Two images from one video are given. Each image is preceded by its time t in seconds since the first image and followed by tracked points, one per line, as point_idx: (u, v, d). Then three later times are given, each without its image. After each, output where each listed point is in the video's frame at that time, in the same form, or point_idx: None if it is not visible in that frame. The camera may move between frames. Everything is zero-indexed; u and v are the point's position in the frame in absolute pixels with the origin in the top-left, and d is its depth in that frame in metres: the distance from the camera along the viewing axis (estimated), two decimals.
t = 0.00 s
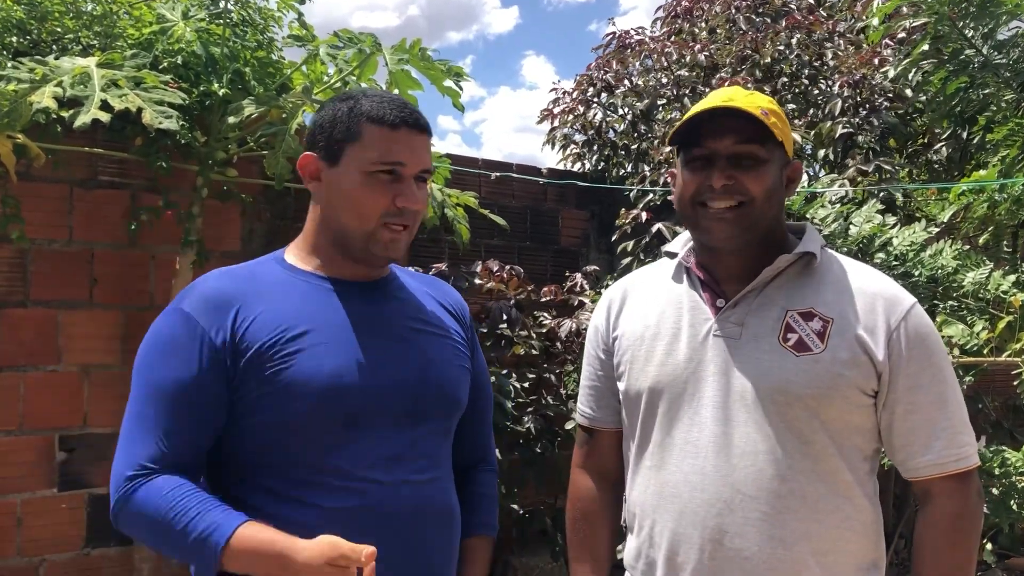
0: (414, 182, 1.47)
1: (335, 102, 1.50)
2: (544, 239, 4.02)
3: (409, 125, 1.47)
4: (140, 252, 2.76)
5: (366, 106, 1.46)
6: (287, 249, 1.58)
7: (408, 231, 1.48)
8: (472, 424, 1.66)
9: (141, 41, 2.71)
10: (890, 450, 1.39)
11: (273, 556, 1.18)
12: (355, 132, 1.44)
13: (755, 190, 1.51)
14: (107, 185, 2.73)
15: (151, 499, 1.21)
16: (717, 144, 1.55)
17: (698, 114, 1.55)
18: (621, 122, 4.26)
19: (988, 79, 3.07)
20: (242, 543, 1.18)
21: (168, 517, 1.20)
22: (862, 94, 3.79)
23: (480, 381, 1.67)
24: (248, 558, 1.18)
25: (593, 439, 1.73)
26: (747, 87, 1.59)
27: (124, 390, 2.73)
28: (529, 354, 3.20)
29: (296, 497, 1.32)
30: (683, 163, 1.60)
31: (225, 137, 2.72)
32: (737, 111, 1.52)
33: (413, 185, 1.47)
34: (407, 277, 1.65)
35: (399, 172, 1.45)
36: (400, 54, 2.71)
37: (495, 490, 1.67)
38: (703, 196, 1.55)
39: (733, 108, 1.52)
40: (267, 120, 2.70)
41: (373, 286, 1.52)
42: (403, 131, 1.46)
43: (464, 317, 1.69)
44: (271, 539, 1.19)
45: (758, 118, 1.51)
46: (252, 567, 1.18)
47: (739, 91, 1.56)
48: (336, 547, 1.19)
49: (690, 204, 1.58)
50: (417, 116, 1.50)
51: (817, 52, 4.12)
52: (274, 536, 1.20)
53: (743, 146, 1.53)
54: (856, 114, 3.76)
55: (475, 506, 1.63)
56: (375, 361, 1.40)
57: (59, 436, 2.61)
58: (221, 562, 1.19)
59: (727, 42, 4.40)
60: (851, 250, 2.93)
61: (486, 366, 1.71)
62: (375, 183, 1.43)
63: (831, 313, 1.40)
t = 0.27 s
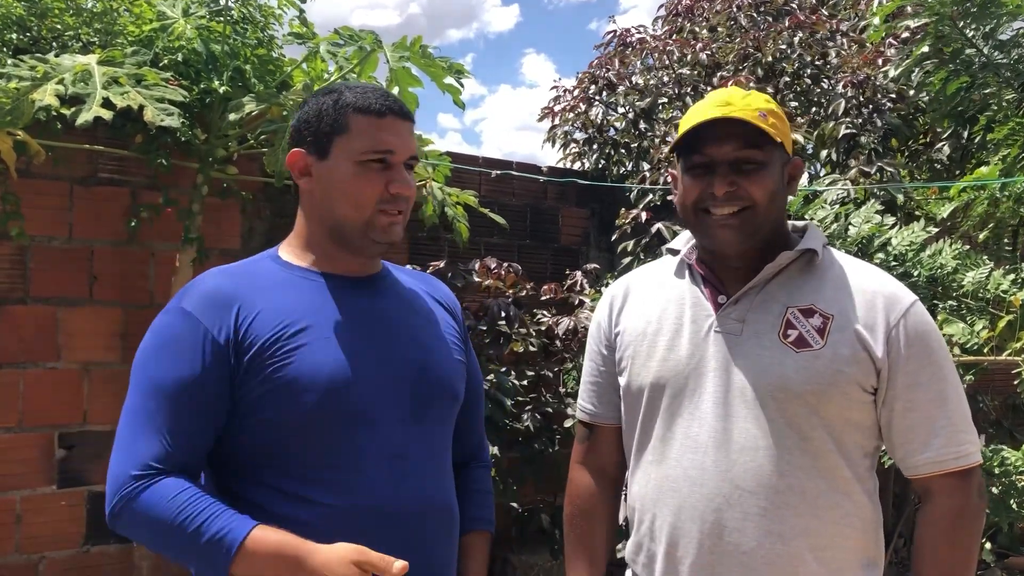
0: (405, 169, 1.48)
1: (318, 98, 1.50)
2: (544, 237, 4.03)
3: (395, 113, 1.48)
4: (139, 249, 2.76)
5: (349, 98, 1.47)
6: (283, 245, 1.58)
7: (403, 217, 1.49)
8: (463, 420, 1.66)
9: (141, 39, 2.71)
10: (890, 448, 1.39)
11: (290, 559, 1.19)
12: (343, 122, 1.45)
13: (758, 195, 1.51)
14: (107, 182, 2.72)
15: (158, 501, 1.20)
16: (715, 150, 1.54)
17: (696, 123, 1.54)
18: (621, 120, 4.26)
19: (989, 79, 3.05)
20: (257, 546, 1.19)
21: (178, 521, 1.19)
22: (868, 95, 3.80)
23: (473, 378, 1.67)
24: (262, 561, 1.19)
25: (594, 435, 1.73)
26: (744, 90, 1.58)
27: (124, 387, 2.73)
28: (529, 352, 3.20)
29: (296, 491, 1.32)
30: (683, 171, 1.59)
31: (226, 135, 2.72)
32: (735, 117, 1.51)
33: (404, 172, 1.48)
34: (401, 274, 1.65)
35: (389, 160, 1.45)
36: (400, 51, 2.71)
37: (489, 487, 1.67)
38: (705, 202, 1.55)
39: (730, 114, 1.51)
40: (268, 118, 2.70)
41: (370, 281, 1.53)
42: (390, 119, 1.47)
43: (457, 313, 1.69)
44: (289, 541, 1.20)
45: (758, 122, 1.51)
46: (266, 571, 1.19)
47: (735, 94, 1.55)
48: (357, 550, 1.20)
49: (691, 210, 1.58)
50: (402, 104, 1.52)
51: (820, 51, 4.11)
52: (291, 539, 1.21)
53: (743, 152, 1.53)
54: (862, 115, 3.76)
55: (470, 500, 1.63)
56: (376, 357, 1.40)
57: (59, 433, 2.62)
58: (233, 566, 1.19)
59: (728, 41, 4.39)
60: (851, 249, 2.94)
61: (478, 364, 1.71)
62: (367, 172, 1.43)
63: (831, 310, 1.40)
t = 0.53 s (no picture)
0: (390, 159, 1.46)
1: (308, 103, 1.54)
2: (545, 236, 4.03)
3: (376, 106, 1.48)
4: (140, 248, 2.76)
5: (333, 96, 1.49)
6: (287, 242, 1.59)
7: (393, 207, 1.45)
8: (468, 416, 1.67)
9: (142, 37, 2.69)
10: (890, 448, 1.39)
11: (256, 517, 1.16)
12: (324, 120, 1.46)
13: (712, 183, 1.53)
14: (107, 180, 2.72)
15: (132, 474, 1.19)
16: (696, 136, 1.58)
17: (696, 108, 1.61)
18: (622, 119, 4.24)
19: (989, 81, 3.07)
20: (225, 505, 1.17)
21: (146, 490, 1.17)
22: (868, 95, 3.78)
23: (478, 376, 1.67)
24: (230, 520, 1.16)
25: (597, 429, 1.73)
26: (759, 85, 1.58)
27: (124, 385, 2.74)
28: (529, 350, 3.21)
29: (295, 489, 1.30)
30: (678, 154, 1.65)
31: (226, 133, 2.73)
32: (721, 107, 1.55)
33: (390, 161, 1.46)
34: (404, 273, 1.66)
35: (371, 150, 1.44)
36: (401, 50, 2.71)
37: (497, 487, 1.68)
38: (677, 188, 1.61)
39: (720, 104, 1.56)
40: (269, 116, 2.70)
41: (370, 279, 1.53)
42: (371, 112, 1.47)
43: (461, 312, 1.69)
44: (259, 498, 1.18)
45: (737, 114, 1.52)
46: (232, 532, 1.16)
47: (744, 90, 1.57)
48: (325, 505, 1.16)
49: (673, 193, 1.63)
50: (387, 96, 1.52)
51: (822, 50, 4.11)
52: (260, 498, 1.17)
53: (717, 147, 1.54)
54: (864, 115, 3.76)
55: (476, 500, 1.63)
56: (375, 353, 1.40)
57: (59, 431, 2.62)
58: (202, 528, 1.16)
59: (729, 41, 4.39)
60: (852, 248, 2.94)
61: (483, 361, 1.71)
62: (348, 164, 1.42)
63: (831, 308, 1.40)
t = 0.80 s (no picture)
0: (373, 149, 1.46)
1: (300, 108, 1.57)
2: (545, 236, 4.03)
3: (359, 98, 1.49)
4: (140, 247, 2.76)
5: (317, 96, 1.51)
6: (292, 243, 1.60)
7: (381, 198, 1.44)
8: (479, 417, 1.66)
9: (142, 36, 2.70)
10: (894, 449, 1.39)
11: (221, 429, 1.13)
12: (310, 118, 1.48)
13: (724, 191, 1.52)
14: (107, 179, 2.72)
15: (106, 439, 1.18)
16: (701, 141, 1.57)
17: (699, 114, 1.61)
18: (623, 118, 4.24)
19: (990, 80, 3.05)
20: (190, 429, 1.15)
21: (119, 449, 1.16)
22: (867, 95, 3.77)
23: (487, 376, 1.67)
24: (200, 441, 1.14)
25: (602, 427, 1.73)
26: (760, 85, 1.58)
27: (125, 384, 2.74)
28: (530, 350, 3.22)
29: (296, 486, 1.30)
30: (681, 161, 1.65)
31: (227, 133, 2.73)
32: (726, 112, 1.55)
33: (371, 151, 1.45)
34: (413, 272, 1.66)
35: (352, 142, 1.44)
36: (402, 50, 2.71)
37: (511, 488, 1.67)
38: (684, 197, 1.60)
39: (724, 108, 1.55)
40: (269, 116, 2.70)
41: (373, 278, 1.53)
42: (353, 104, 1.47)
43: (471, 312, 1.68)
44: (217, 411, 1.15)
45: (745, 119, 1.52)
46: (207, 453, 1.14)
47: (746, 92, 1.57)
48: (279, 395, 1.13)
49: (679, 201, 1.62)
50: (370, 91, 1.52)
51: (822, 50, 4.11)
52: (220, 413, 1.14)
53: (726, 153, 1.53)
54: (862, 115, 3.74)
55: (486, 501, 1.63)
56: (375, 351, 1.41)
57: (59, 430, 2.62)
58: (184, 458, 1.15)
59: (730, 40, 4.38)
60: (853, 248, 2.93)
61: (494, 358, 1.71)
62: (331, 157, 1.43)
63: (835, 308, 1.40)
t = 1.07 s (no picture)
0: (366, 148, 1.46)
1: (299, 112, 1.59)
2: (544, 236, 4.03)
3: (353, 99, 1.50)
4: (140, 246, 2.76)
5: (313, 98, 1.53)
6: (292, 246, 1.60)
7: (372, 197, 1.43)
8: (481, 417, 1.67)
9: (142, 37, 2.71)
10: (895, 449, 1.39)
11: (198, 391, 1.12)
12: (305, 120, 1.50)
13: (745, 233, 1.47)
14: (107, 179, 2.73)
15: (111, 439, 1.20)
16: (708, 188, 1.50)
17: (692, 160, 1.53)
18: (622, 119, 4.25)
19: (990, 80, 3.00)
20: (171, 403, 1.14)
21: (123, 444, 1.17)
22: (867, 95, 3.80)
23: (487, 376, 1.67)
24: (181, 411, 1.13)
25: (603, 429, 1.74)
26: (739, 108, 1.53)
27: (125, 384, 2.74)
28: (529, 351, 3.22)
29: (297, 486, 1.31)
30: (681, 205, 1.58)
31: (227, 133, 2.73)
32: (729, 159, 1.48)
33: (363, 149, 1.45)
34: (412, 273, 1.66)
35: (344, 141, 1.45)
36: (402, 50, 2.71)
37: (509, 490, 1.67)
38: (698, 244, 1.53)
39: (725, 152, 1.49)
40: (269, 116, 2.70)
41: (372, 278, 1.54)
42: (347, 104, 1.49)
43: (470, 312, 1.68)
44: (189, 378, 1.14)
45: (751, 160, 1.47)
46: (195, 420, 1.13)
47: (735, 124, 1.51)
48: (239, 338, 1.11)
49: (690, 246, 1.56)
50: (365, 92, 1.53)
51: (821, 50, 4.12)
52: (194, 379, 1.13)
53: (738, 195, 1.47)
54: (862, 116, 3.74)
55: (485, 503, 1.63)
56: (375, 351, 1.42)
57: (59, 430, 2.62)
58: (180, 435, 1.14)
59: (730, 40, 4.38)
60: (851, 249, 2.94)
61: (493, 360, 1.71)
62: (325, 157, 1.44)
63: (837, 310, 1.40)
